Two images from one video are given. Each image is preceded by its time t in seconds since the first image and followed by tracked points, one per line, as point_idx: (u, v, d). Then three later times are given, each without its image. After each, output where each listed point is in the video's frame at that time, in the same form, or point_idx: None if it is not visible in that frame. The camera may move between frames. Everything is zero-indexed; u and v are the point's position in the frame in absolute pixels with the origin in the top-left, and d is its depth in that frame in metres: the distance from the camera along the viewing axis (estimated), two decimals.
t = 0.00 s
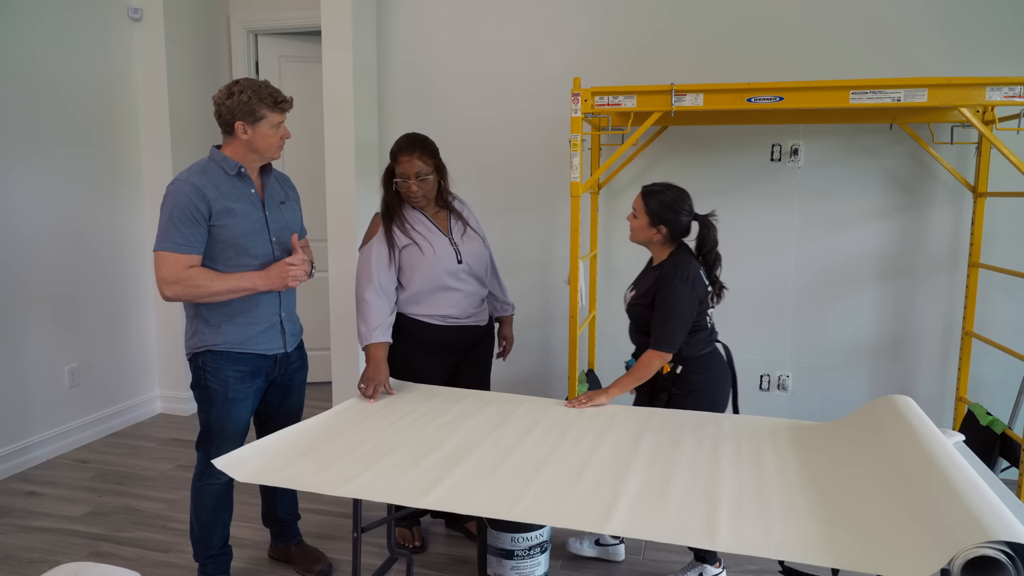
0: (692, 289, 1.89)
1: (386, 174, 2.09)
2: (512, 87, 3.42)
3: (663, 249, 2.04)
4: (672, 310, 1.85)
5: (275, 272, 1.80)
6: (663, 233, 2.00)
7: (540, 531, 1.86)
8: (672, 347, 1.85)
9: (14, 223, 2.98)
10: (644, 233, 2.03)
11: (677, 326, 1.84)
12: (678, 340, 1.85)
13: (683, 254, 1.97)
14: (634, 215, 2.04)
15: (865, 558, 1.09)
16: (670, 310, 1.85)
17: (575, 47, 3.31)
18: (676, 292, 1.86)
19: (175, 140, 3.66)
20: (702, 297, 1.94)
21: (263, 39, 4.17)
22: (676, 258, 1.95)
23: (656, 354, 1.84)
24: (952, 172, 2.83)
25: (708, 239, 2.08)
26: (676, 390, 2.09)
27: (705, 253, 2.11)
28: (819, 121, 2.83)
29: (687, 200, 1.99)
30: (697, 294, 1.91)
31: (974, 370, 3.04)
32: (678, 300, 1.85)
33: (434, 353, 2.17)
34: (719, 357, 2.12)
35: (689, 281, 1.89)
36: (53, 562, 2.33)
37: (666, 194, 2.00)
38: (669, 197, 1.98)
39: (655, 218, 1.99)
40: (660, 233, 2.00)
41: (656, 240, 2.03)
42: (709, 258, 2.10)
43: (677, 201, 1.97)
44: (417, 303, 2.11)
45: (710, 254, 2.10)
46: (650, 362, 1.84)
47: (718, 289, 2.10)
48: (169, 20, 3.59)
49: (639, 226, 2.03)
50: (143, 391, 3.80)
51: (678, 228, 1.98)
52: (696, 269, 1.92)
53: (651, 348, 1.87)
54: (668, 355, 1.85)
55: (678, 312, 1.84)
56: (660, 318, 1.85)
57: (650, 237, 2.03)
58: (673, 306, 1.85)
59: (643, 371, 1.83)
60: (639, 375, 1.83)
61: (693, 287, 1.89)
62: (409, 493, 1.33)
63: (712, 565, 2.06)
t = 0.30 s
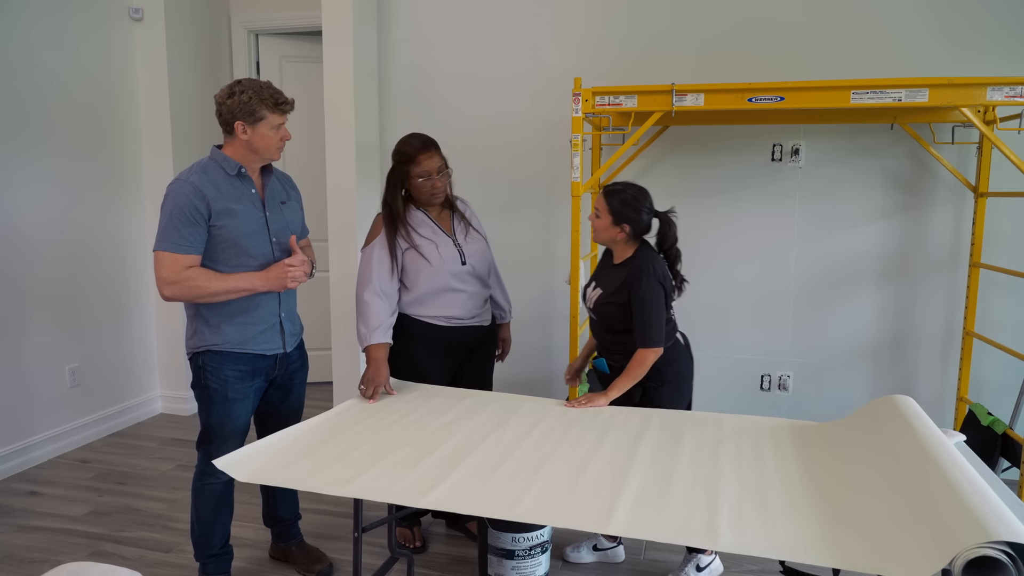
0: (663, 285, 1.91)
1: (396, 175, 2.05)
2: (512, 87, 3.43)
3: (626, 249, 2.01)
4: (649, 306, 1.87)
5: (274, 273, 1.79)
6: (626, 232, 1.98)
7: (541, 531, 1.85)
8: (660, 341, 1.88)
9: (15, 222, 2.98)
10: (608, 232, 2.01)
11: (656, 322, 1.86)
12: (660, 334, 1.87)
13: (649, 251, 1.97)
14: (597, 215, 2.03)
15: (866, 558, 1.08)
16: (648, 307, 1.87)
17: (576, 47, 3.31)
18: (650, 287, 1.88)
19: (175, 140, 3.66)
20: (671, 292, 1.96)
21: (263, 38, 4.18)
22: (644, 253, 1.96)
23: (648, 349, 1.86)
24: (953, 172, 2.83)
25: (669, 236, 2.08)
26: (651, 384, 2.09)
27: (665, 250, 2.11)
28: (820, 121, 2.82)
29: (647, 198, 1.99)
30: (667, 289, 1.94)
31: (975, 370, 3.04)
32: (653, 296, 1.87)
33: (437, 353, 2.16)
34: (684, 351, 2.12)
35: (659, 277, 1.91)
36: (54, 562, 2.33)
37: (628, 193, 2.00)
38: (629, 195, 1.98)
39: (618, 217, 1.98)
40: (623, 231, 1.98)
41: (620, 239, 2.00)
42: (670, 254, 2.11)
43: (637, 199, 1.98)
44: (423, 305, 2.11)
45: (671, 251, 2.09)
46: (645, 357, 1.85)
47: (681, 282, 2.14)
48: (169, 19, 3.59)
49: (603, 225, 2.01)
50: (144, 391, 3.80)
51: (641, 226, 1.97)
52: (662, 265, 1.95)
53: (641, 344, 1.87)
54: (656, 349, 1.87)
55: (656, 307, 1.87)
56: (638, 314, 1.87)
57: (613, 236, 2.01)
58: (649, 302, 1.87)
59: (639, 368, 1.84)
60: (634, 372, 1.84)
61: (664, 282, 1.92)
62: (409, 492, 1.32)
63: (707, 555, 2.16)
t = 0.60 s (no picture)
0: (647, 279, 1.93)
1: (406, 170, 2.06)
2: (513, 86, 3.42)
3: (605, 243, 2.02)
4: (636, 299, 1.88)
5: (273, 273, 1.79)
6: (603, 225, 1.98)
7: (543, 531, 1.85)
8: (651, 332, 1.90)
9: (16, 222, 2.98)
10: (587, 228, 2.02)
11: (644, 315, 1.87)
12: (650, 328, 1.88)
13: (628, 247, 1.99)
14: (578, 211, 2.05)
15: (867, 559, 1.08)
16: (634, 301, 1.88)
17: (577, 47, 3.31)
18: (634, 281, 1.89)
19: (177, 140, 3.66)
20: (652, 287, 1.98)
21: (264, 39, 4.18)
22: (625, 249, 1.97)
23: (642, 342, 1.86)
24: (954, 172, 2.83)
25: (648, 230, 2.07)
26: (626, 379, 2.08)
27: (644, 245, 2.10)
28: (822, 121, 2.82)
29: (626, 195, 2.00)
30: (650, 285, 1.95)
31: (977, 370, 3.04)
32: (639, 291, 1.88)
33: (437, 354, 2.16)
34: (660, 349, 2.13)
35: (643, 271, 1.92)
36: (56, 562, 2.33)
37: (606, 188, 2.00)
38: (609, 190, 1.99)
39: (594, 212, 1.98)
40: (599, 225, 1.99)
41: (598, 234, 2.01)
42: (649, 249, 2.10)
43: (615, 194, 1.98)
44: (424, 304, 2.11)
45: (650, 245, 2.10)
46: (638, 350, 1.86)
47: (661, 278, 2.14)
48: (170, 19, 3.59)
49: (582, 222, 2.03)
50: (145, 391, 3.81)
51: (618, 221, 1.98)
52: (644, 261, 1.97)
53: (631, 338, 1.88)
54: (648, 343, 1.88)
55: (643, 300, 1.88)
56: (625, 311, 1.88)
57: (592, 231, 2.02)
58: (635, 295, 1.88)
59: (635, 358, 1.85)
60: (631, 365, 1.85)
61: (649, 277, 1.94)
62: (410, 492, 1.32)
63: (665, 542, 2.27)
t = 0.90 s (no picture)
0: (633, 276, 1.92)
1: (413, 169, 2.06)
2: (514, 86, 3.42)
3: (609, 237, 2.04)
4: (618, 295, 1.88)
5: (273, 273, 1.79)
6: (602, 217, 2.01)
7: (544, 531, 1.85)
8: (636, 330, 1.89)
9: (16, 222, 2.98)
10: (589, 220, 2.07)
11: (628, 311, 1.86)
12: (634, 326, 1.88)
13: (622, 245, 1.99)
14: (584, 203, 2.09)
15: (869, 559, 1.08)
16: (616, 296, 1.88)
17: (578, 46, 3.30)
18: (618, 275, 1.89)
19: (178, 140, 3.66)
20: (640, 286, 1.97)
21: (266, 38, 4.19)
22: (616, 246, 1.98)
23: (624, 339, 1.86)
24: (956, 172, 2.82)
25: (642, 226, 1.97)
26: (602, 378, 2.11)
27: (641, 244, 1.99)
28: (824, 121, 2.82)
29: (632, 189, 1.99)
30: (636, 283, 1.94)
31: (980, 371, 3.03)
32: (622, 286, 1.88)
33: (435, 355, 2.16)
34: (648, 350, 2.11)
35: (628, 268, 1.92)
36: (58, 561, 2.33)
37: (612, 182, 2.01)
38: (609, 182, 2.00)
39: (595, 204, 2.01)
40: (600, 217, 2.02)
41: (600, 227, 2.04)
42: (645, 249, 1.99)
43: (621, 189, 1.97)
44: (424, 303, 2.11)
45: (646, 242, 1.98)
46: (619, 348, 1.85)
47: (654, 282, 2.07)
48: (172, 19, 3.60)
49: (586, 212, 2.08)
50: (147, 391, 3.81)
51: (619, 216, 1.98)
52: (634, 259, 1.96)
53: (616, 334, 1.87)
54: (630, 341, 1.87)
55: (627, 296, 1.88)
56: (610, 307, 1.87)
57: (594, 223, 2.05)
58: (619, 290, 1.88)
59: (616, 360, 1.85)
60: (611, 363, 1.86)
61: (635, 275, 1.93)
62: (411, 492, 1.33)
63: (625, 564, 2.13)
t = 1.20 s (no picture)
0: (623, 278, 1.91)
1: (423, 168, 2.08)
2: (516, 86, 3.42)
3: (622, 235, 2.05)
4: (603, 296, 1.89)
5: (275, 273, 1.80)
6: (620, 217, 2.02)
7: (546, 531, 1.85)
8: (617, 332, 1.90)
9: (18, 222, 2.99)
10: (605, 217, 2.06)
11: (613, 312, 1.88)
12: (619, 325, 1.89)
13: (631, 242, 1.98)
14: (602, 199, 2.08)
15: (871, 559, 1.08)
16: (601, 297, 1.89)
17: (580, 46, 3.30)
18: (603, 276, 1.91)
19: (180, 140, 3.67)
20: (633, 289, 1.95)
21: (268, 38, 4.19)
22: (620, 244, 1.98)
23: (603, 341, 1.88)
24: (958, 171, 2.82)
25: (660, 229, 1.96)
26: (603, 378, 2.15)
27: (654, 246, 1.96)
28: (825, 121, 2.82)
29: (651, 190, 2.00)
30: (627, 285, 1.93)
31: (981, 371, 3.03)
32: (609, 286, 1.89)
33: (438, 354, 2.16)
34: (659, 351, 2.08)
35: (617, 269, 1.90)
36: (60, 560, 2.34)
37: (632, 181, 2.00)
38: (631, 183, 1.99)
39: (614, 203, 2.01)
40: (616, 217, 2.02)
41: (615, 225, 2.05)
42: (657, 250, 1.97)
43: (640, 190, 1.97)
44: (426, 303, 2.11)
45: (659, 244, 1.96)
46: (595, 348, 1.88)
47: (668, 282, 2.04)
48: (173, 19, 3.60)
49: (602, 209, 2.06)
50: (149, 391, 3.81)
51: (638, 216, 1.99)
52: (630, 261, 1.93)
53: (596, 334, 1.90)
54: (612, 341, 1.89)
55: (612, 297, 1.88)
56: (598, 302, 1.90)
57: (609, 221, 2.05)
58: (603, 291, 1.89)
59: (591, 359, 1.88)
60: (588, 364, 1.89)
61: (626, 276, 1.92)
62: (413, 492, 1.33)
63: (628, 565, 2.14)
